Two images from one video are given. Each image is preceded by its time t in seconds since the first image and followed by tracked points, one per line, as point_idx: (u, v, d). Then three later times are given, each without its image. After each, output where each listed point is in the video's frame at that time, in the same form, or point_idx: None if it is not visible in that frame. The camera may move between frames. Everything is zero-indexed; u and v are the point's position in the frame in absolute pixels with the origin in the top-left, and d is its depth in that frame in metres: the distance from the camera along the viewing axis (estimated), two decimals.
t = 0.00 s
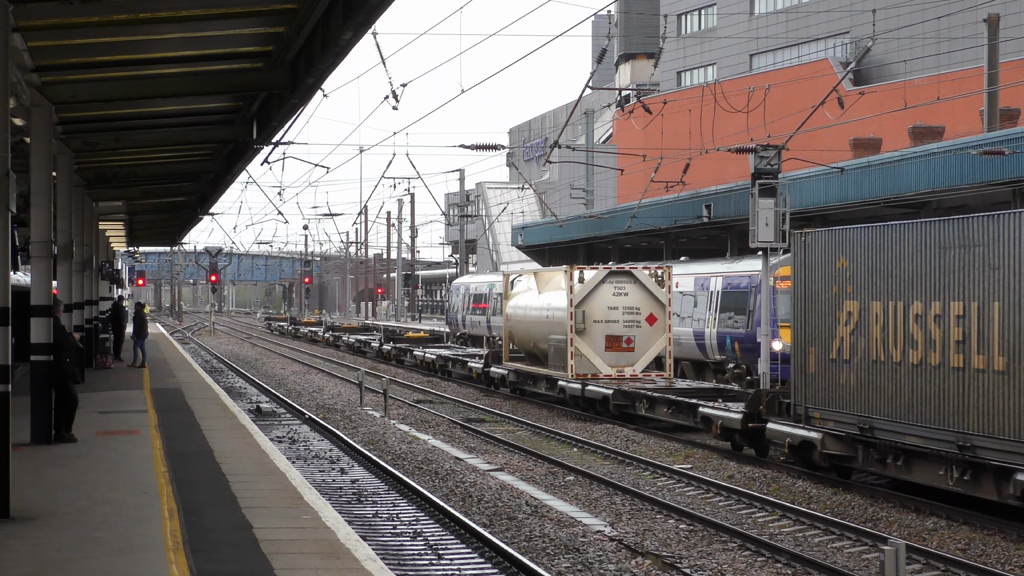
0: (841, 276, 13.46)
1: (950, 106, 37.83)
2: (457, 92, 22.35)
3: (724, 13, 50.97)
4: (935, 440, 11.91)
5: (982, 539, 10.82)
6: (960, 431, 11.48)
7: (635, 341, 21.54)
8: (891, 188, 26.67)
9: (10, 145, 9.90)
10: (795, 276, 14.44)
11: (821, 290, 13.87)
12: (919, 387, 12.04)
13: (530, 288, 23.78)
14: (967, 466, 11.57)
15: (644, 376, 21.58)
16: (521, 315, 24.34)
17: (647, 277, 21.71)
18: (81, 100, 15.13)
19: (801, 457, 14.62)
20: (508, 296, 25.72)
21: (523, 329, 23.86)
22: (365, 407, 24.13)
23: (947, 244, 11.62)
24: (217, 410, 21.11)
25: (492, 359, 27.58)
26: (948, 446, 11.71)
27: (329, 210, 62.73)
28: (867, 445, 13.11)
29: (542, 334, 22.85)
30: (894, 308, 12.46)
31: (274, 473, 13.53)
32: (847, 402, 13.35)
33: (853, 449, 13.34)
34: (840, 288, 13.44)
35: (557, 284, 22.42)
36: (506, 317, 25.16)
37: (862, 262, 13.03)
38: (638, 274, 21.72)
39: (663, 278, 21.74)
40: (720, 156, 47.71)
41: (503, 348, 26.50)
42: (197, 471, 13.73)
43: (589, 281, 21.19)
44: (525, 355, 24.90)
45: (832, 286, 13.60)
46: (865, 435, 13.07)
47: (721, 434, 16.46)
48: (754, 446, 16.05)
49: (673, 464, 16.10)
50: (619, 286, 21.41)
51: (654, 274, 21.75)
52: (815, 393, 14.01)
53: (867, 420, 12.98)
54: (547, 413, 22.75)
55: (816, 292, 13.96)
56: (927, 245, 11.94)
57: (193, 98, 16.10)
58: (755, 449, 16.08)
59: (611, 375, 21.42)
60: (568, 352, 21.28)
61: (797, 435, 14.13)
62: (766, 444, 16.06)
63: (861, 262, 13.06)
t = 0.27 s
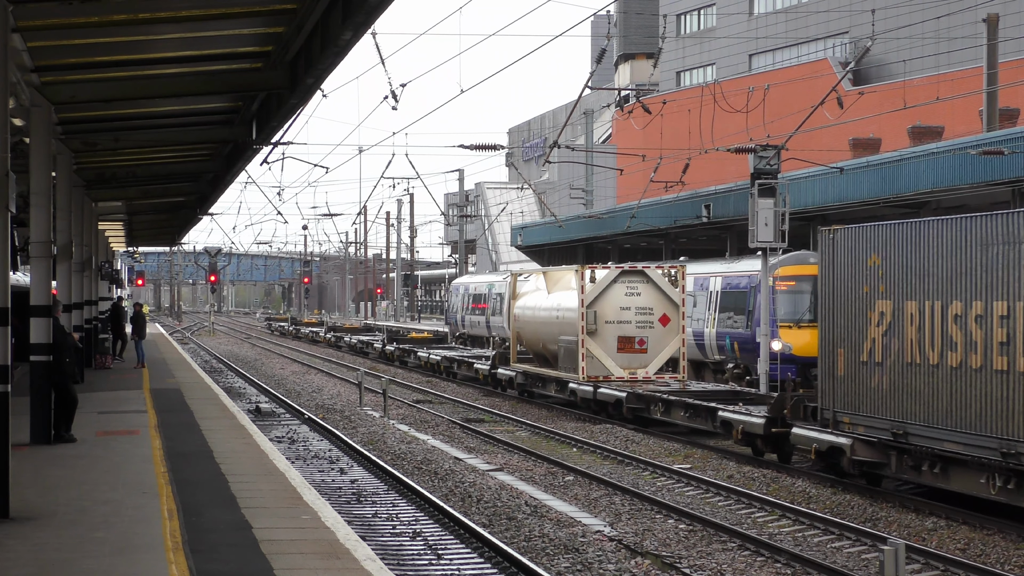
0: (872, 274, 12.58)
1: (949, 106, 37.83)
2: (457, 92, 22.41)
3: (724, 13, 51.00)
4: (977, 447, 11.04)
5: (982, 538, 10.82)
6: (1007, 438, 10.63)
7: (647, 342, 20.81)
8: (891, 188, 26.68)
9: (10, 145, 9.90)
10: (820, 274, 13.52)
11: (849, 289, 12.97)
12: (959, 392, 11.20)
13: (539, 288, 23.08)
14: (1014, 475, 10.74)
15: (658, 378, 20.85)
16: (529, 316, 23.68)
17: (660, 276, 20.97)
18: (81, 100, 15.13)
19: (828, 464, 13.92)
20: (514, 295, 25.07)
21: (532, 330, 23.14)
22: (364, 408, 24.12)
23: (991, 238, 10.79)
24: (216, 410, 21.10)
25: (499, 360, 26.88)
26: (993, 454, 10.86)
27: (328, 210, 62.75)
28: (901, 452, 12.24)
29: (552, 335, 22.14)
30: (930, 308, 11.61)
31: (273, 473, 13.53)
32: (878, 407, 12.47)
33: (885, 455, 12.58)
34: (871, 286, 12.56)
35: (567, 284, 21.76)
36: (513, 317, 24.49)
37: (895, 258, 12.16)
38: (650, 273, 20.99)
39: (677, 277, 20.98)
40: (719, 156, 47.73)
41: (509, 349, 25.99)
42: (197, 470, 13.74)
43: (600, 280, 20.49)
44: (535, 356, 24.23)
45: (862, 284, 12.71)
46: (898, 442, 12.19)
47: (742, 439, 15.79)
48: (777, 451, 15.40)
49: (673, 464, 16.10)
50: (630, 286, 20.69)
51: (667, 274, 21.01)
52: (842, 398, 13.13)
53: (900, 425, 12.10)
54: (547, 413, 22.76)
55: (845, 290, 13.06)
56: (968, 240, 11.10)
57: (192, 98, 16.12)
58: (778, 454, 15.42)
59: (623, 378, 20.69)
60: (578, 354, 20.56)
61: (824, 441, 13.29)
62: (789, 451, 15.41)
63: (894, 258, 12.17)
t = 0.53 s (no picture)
0: (901, 272, 12.04)
1: (948, 107, 37.66)
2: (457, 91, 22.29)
3: (723, 13, 50.84)
4: (1017, 453, 10.52)
5: (981, 538, 10.66)
6: None
7: (659, 343, 20.25)
8: (888, 188, 26.53)
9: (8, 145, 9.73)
10: (845, 273, 13.00)
11: (877, 288, 12.45)
12: (997, 395, 10.65)
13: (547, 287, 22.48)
14: None
15: (670, 380, 20.26)
16: (537, 316, 22.99)
17: (672, 275, 20.44)
18: (80, 101, 14.95)
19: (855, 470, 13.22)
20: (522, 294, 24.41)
21: (539, 330, 22.54)
22: (364, 408, 23.93)
23: None
24: (216, 410, 20.91)
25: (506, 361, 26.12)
26: None
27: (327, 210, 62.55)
28: (934, 458, 11.70)
29: (560, 336, 21.54)
30: (965, 308, 11.09)
31: (273, 473, 13.35)
32: (907, 411, 11.97)
33: (915, 461, 11.89)
34: (901, 286, 12.03)
35: (576, 283, 21.14)
36: (520, 316, 23.79)
37: (927, 257, 11.62)
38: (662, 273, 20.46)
39: (689, 276, 20.46)
40: (718, 156, 47.58)
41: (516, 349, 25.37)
42: (196, 471, 13.55)
43: (611, 280, 19.97)
44: (542, 357, 23.61)
45: (891, 283, 12.17)
46: (931, 447, 11.66)
47: (763, 444, 15.06)
48: (799, 456, 14.65)
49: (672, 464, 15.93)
50: (642, 286, 20.16)
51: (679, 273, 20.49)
52: (870, 401, 12.60)
53: (932, 431, 11.62)
54: (547, 413, 22.58)
55: (873, 289, 12.53)
56: (1005, 237, 10.56)
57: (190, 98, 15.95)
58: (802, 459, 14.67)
59: (634, 380, 20.12)
60: (588, 355, 19.97)
61: (850, 446, 12.65)
62: (811, 455, 14.67)
63: (925, 257, 11.64)
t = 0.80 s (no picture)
0: (938, 273, 11.35)
1: (948, 107, 37.21)
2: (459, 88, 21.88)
3: (723, 13, 50.36)
4: None
5: (981, 539, 10.28)
6: None
7: (673, 345, 19.58)
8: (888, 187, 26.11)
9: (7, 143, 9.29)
10: (877, 272, 12.37)
11: (912, 288, 11.78)
12: None
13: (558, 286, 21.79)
14: None
15: (684, 382, 19.57)
16: (547, 315, 22.26)
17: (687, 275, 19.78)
18: (79, 99, 14.56)
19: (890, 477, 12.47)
20: (531, 293, 23.73)
21: (550, 331, 21.82)
22: (364, 408, 23.49)
23: None
24: (215, 410, 20.44)
25: (515, 361, 25.44)
26: None
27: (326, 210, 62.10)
28: (975, 466, 11.07)
29: (571, 337, 20.83)
30: (1008, 309, 10.38)
31: (272, 473, 12.92)
32: (945, 417, 11.31)
33: (952, 470, 11.40)
34: (938, 285, 11.35)
35: (587, 282, 20.43)
36: (530, 317, 23.05)
37: (966, 255, 10.93)
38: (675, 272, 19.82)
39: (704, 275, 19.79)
40: (717, 157, 47.14)
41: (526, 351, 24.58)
42: (197, 471, 13.09)
43: (624, 279, 19.39)
44: (552, 360, 22.83)
45: (928, 283, 11.50)
46: (972, 455, 11.00)
47: (786, 451, 14.21)
48: (825, 463, 13.84)
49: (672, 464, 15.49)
50: (656, 286, 19.52)
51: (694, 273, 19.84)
52: (904, 406, 11.96)
53: (972, 437, 10.93)
54: (547, 413, 22.14)
55: (907, 291, 11.88)
56: None
57: (188, 98, 15.53)
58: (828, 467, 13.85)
59: (648, 382, 19.45)
60: (600, 357, 19.34)
61: (882, 453, 12.11)
62: (838, 462, 13.82)
63: (965, 255, 10.95)
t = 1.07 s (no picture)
0: (979, 271, 10.86)
1: (948, 106, 37.80)
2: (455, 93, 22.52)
3: (723, 12, 50.92)
4: None
5: (979, 539, 10.83)
6: None
7: (688, 346, 19.22)
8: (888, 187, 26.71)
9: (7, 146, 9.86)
10: (914, 270, 11.87)
11: (951, 286, 11.28)
12: None
13: (570, 285, 21.42)
14: None
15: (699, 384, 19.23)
16: (557, 316, 21.93)
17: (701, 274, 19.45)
18: (79, 99, 15.14)
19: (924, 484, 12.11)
20: (540, 294, 23.43)
21: (561, 330, 21.44)
22: (364, 408, 24.07)
23: None
24: (215, 410, 21.09)
25: (522, 363, 25.17)
26: None
27: (325, 210, 62.73)
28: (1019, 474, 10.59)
29: (582, 338, 20.46)
30: None
31: (270, 473, 13.53)
32: (987, 423, 10.83)
33: (995, 479, 10.90)
34: (980, 284, 10.85)
35: (599, 281, 20.05)
36: (539, 318, 22.74)
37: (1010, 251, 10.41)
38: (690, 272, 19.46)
39: (719, 275, 19.46)
40: (716, 156, 47.74)
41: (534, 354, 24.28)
42: (194, 471, 13.70)
43: (637, 279, 18.97)
44: (561, 361, 22.47)
45: (968, 282, 11.00)
46: (1014, 462, 10.55)
47: (812, 456, 13.88)
48: (853, 469, 13.49)
49: (671, 464, 16.09)
50: (670, 285, 19.16)
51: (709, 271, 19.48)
52: (943, 410, 11.48)
53: (1017, 444, 10.46)
54: (545, 413, 22.74)
55: (946, 288, 11.38)
56: None
57: (188, 99, 16.15)
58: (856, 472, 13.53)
59: (662, 384, 19.07)
60: (614, 358, 18.90)
61: (918, 460, 11.60)
62: (868, 470, 13.45)
63: (1009, 253, 10.45)
